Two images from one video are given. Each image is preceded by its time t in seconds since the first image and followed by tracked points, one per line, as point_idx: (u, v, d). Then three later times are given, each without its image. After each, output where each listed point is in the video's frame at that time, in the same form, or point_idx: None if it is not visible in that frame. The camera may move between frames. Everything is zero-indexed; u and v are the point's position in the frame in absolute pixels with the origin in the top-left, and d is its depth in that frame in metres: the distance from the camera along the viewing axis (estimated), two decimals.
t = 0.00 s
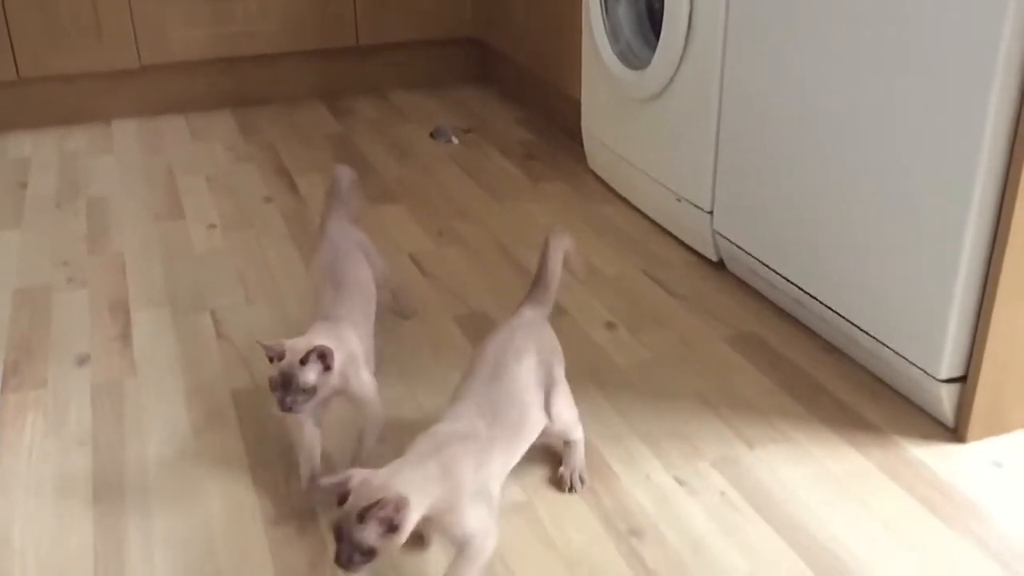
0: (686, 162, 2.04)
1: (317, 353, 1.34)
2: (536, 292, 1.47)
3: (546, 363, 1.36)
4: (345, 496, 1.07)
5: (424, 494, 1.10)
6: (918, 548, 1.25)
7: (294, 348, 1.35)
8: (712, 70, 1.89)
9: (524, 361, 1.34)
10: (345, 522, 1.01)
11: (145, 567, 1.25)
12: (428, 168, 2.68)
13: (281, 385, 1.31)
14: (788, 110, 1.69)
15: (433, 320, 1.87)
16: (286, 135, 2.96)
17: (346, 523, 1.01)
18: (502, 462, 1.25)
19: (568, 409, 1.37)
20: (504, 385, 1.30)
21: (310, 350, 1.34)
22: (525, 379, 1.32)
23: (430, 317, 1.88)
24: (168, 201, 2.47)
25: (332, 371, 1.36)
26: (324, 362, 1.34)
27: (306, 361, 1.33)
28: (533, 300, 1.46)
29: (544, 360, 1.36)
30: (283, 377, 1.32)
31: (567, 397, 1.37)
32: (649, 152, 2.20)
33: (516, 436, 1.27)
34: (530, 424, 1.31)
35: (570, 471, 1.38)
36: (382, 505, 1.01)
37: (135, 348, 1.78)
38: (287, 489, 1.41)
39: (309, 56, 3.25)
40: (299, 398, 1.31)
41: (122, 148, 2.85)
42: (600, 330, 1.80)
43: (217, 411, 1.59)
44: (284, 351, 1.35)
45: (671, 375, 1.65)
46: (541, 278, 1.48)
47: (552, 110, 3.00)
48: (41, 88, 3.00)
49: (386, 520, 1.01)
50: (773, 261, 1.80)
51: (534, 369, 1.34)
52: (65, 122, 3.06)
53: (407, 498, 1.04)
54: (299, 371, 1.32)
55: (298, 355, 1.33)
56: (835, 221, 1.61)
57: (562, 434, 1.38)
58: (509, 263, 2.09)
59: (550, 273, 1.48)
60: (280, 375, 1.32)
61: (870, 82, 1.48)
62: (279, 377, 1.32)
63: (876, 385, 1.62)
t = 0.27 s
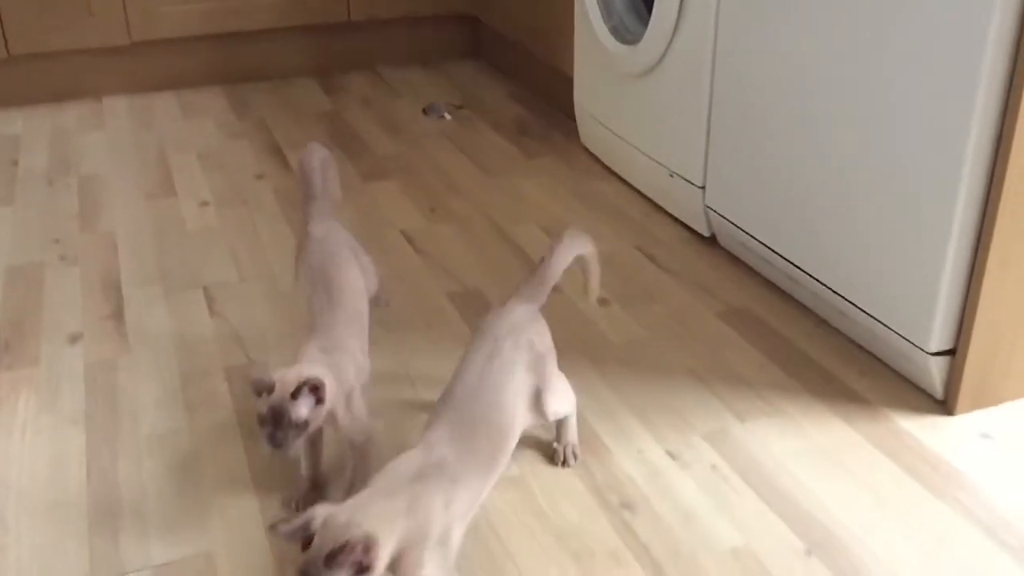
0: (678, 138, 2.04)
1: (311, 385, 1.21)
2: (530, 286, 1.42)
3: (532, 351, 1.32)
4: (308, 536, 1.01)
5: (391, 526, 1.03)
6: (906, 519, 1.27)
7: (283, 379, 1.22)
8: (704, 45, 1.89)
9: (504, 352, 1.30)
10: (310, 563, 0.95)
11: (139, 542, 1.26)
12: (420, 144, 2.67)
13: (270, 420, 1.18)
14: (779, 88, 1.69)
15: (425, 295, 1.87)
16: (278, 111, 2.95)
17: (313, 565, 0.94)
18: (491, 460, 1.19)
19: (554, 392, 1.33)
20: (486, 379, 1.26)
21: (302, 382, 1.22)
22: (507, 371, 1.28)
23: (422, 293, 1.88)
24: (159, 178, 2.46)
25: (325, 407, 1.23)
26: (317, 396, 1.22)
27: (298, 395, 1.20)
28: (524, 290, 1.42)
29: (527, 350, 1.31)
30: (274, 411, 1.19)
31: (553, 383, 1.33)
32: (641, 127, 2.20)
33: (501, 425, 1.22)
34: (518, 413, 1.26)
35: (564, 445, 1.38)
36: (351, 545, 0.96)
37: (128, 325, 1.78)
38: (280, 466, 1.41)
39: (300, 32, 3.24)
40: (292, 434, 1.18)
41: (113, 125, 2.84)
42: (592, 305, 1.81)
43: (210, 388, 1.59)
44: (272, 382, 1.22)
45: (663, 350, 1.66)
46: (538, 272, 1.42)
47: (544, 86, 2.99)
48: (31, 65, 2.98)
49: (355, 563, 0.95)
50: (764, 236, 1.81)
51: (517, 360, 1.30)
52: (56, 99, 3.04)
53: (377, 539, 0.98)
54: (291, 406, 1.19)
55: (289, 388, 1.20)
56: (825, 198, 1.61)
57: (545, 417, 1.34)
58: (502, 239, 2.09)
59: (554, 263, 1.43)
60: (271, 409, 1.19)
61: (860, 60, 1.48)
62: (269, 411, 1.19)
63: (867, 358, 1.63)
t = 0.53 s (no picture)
0: (668, 132, 2.05)
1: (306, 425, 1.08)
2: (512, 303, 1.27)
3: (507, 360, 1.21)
4: None
5: None
6: (896, 510, 1.28)
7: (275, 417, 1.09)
8: (693, 39, 1.89)
9: (475, 367, 1.20)
10: None
11: (134, 539, 1.26)
12: (411, 140, 2.67)
13: (266, 464, 1.07)
14: (768, 84, 1.69)
15: (417, 291, 1.88)
16: (268, 109, 2.95)
17: None
18: (470, 489, 1.08)
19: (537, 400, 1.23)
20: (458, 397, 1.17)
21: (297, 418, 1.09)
22: (477, 385, 1.18)
23: (414, 289, 1.88)
24: (150, 176, 2.46)
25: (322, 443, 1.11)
26: (313, 433, 1.09)
27: (294, 433, 1.08)
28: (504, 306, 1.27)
29: (500, 360, 1.21)
30: (267, 452, 1.07)
31: (534, 390, 1.23)
32: (631, 122, 2.20)
33: (474, 442, 1.12)
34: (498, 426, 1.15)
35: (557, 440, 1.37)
36: None
37: (120, 323, 1.78)
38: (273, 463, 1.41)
39: (290, 29, 3.24)
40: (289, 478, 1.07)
41: (104, 124, 2.83)
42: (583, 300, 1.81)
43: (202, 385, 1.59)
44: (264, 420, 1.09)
45: (654, 344, 1.67)
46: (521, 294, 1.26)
47: (535, 81, 2.99)
48: (21, 63, 2.97)
49: None
50: (754, 229, 1.82)
51: (490, 373, 1.19)
52: (46, 97, 3.03)
53: None
54: (288, 449, 1.07)
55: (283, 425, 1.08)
56: (815, 193, 1.62)
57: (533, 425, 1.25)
58: (493, 235, 2.10)
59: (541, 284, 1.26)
60: (265, 450, 1.07)
61: (848, 55, 1.49)
62: (262, 453, 1.07)
63: (856, 350, 1.64)
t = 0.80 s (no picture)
0: (658, 120, 2.05)
1: (308, 408, 1.09)
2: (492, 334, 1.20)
3: (475, 395, 1.15)
4: None
5: None
6: (888, 491, 1.29)
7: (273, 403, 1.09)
8: (681, 28, 1.90)
9: (439, 404, 1.14)
10: None
11: (131, 532, 1.27)
12: (401, 132, 2.67)
13: (270, 450, 1.06)
14: (756, 73, 1.70)
15: (409, 282, 1.88)
16: (257, 102, 2.94)
17: None
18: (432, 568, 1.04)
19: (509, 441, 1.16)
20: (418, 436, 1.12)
21: (296, 402, 1.09)
22: (441, 424, 1.12)
23: (406, 280, 1.89)
24: (139, 171, 2.45)
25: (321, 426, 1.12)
26: (314, 415, 1.11)
27: (295, 417, 1.09)
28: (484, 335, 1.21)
29: (468, 397, 1.15)
30: (269, 439, 1.06)
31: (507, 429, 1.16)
32: (621, 111, 2.21)
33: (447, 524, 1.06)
34: (445, 475, 1.09)
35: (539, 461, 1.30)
36: None
37: (112, 319, 1.78)
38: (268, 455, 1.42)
39: (278, 22, 3.23)
40: (294, 463, 1.07)
41: (92, 119, 2.82)
42: (574, 288, 1.82)
43: (196, 378, 1.59)
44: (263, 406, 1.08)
45: (645, 331, 1.67)
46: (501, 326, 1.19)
47: (524, 71, 2.99)
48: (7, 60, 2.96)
49: None
50: (744, 216, 1.82)
51: (454, 412, 1.13)
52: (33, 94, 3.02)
53: None
54: (294, 432, 1.07)
55: (284, 409, 1.08)
56: (804, 181, 1.63)
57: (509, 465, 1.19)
58: (484, 225, 2.10)
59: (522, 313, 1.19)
60: (267, 436, 1.06)
61: (835, 44, 1.50)
62: (264, 439, 1.06)
63: (847, 334, 1.65)
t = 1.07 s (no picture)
0: (650, 89, 2.05)
1: (319, 365, 1.02)
2: (477, 359, 0.99)
3: (451, 439, 0.95)
4: None
5: None
6: (882, 454, 1.30)
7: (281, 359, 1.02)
8: None
9: (408, 451, 0.95)
10: None
11: (129, 503, 1.27)
12: (392, 104, 2.66)
13: (280, 411, 1.00)
14: (747, 40, 1.70)
15: (402, 254, 1.88)
16: (246, 76, 2.93)
17: None
18: None
19: (492, 500, 0.96)
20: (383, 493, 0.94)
21: (306, 357, 1.03)
22: (409, 473, 0.94)
23: (399, 252, 1.89)
24: (129, 146, 2.44)
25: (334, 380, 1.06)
26: (326, 369, 1.03)
27: (305, 374, 1.02)
28: (469, 364, 1.00)
29: (444, 439, 0.95)
30: (279, 398, 1.00)
31: (489, 482, 0.95)
32: (612, 80, 2.20)
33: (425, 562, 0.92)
34: (417, 533, 0.92)
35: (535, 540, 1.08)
36: None
37: (106, 293, 1.78)
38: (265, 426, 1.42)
39: None
40: (307, 422, 1.02)
41: (80, 95, 2.81)
42: (568, 258, 1.82)
43: (191, 351, 1.60)
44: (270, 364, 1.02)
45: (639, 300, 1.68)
46: (487, 352, 0.99)
47: (514, 42, 2.98)
48: None
49: None
50: (737, 184, 1.82)
51: (427, 458, 0.94)
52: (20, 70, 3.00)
53: None
54: (304, 391, 1.01)
55: (293, 366, 1.02)
56: (796, 148, 1.63)
57: (495, 525, 0.98)
58: (477, 196, 2.10)
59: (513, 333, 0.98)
60: (276, 395, 1.00)
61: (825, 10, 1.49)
62: (273, 399, 1.01)
63: (840, 300, 1.66)
